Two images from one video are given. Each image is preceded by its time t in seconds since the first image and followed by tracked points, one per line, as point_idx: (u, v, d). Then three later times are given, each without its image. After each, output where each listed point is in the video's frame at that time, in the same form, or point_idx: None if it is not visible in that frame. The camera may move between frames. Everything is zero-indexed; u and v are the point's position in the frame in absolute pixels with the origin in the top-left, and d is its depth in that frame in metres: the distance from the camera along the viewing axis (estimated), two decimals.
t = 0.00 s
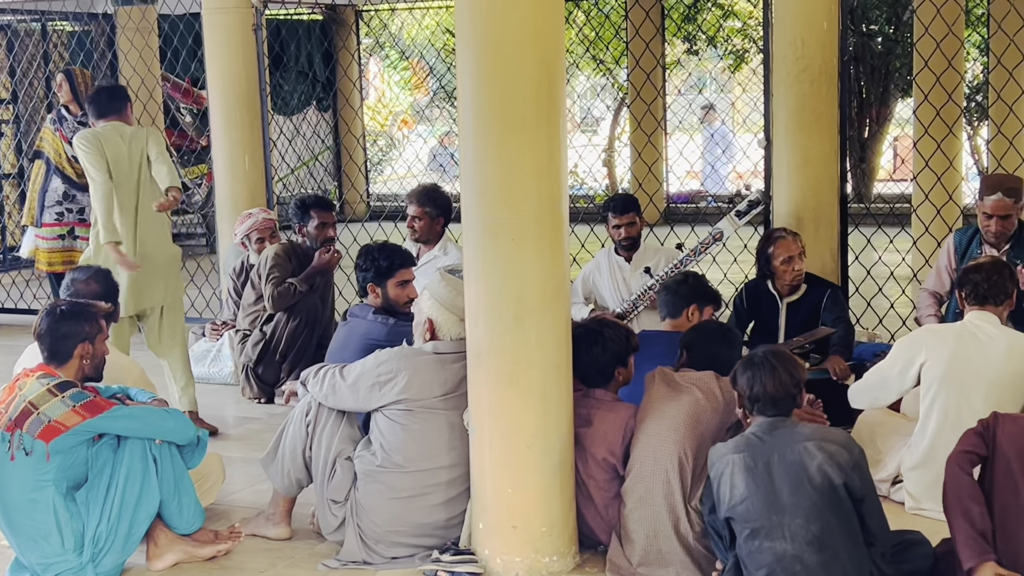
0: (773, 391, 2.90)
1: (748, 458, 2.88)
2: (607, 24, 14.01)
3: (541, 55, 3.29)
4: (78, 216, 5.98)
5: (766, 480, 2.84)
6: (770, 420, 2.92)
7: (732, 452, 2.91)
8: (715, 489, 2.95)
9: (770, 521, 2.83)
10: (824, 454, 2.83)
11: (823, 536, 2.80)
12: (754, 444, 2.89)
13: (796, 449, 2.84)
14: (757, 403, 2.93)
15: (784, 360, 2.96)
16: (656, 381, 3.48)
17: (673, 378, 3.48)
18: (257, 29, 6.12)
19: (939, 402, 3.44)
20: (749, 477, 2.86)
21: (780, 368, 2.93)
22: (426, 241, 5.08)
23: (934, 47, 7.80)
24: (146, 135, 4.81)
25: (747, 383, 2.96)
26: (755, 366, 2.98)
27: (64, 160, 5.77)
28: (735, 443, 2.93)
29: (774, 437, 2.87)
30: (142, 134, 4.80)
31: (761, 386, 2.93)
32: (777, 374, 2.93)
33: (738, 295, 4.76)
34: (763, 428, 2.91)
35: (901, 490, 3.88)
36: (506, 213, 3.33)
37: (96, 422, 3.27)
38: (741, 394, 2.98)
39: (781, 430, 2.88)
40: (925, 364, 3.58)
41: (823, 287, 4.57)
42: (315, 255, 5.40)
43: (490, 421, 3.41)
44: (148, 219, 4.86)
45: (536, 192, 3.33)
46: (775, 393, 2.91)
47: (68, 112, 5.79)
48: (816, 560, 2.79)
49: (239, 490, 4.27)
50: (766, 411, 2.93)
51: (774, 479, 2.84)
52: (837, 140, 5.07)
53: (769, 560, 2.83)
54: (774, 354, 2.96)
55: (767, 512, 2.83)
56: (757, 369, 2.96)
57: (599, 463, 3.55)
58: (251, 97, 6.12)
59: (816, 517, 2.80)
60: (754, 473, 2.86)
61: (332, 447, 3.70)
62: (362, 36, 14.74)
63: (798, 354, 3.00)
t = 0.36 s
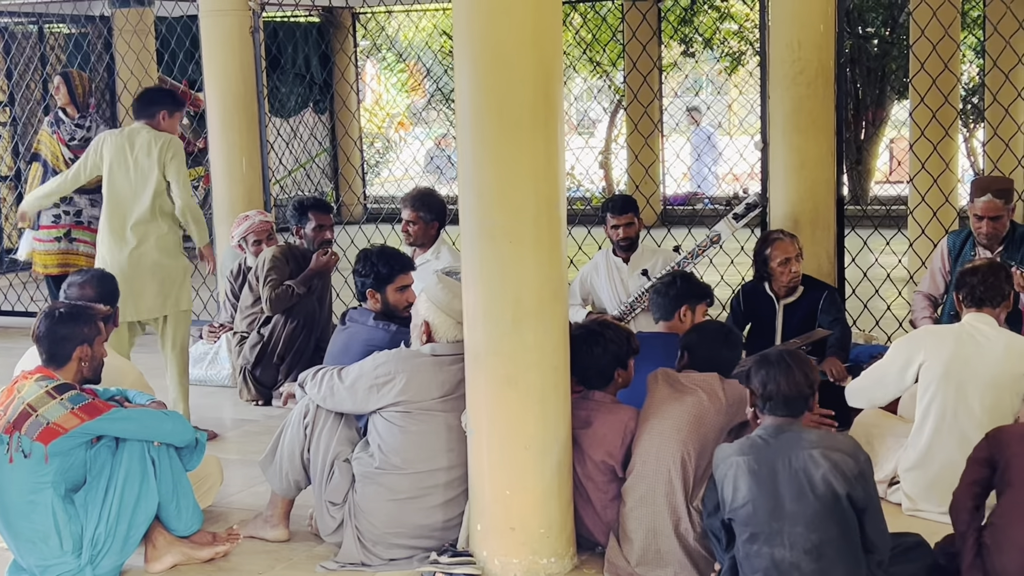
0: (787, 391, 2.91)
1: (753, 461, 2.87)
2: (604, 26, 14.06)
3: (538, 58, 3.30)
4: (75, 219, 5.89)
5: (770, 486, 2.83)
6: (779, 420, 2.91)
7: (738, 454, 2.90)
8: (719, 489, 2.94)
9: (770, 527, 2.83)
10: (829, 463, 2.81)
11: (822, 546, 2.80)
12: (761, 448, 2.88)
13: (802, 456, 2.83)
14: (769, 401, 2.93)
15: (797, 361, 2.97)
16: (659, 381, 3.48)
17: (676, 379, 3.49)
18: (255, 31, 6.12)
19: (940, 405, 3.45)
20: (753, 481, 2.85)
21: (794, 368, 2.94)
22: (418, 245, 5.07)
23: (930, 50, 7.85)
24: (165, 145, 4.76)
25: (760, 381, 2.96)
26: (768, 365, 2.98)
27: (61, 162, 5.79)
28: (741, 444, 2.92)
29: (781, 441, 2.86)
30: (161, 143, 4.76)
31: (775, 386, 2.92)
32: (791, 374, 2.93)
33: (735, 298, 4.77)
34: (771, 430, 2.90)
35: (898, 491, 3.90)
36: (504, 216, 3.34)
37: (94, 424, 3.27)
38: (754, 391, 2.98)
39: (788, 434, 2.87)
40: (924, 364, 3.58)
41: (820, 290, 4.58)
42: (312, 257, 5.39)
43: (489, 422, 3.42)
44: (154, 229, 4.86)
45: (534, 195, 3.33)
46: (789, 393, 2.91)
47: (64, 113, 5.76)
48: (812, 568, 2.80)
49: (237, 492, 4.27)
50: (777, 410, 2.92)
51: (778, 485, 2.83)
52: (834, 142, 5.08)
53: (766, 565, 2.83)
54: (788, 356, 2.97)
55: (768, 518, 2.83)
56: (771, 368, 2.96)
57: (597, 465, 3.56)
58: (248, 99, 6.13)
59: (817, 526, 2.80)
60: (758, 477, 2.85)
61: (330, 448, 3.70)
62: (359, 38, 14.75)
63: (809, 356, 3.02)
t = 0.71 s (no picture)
0: (820, 400, 2.85)
1: (784, 468, 2.82)
2: (601, 30, 14.11)
3: (535, 61, 3.31)
4: (72, 222, 5.95)
5: (792, 499, 2.81)
6: (807, 432, 2.84)
7: (771, 455, 2.84)
8: (739, 475, 2.92)
9: (781, 539, 2.84)
10: (858, 491, 2.76)
11: (832, 566, 2.79)
12: (793, 457, 2.82)
13: (833, 476, 2.77)
14: (802, 405, 2.89)
15: (840, 366, 2.86)
16: (664, 378, 3.46)
17: (682, 376, 3.46)
18: (252, 34, 6.12)
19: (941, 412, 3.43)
20: (777, 488, 2.82)
21: (833, 377, 2.85)
22: (414, 248, 5.06)
23: (926, 53, 7.89)
24: (143, 152, 4.65)
25: (798, 384, 2.89)
26: (810, 368, 2.89)
27: (59, 166, 5.81)
28: (774, 444, 2.86)
29: (813, 456, 2.80)
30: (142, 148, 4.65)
31: (810, 392, 2.86)
32: (828, 383, 2.85)
33: (731, 301, 4.77)
34: (804, 438, 2.83)
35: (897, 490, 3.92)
36: (501, 218, 3.35)
37: (92, 428, 3.28)
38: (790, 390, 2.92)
39: (823, 448, 2.81)
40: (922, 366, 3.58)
41: (817, 292, 4.59)
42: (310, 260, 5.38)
43: (487, 426, 3.43)
44: (139, 237, 4.77)
45: (531, 197, 3.34)
46: (823, 403, 2.85)
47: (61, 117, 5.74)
48: None
49: (234, 495, 4.27)
50: (808, 416, 2.88)
51: (801, 499, 2.80)
52: (831, 145, 5.08)
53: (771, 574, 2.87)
54: (831, 360, 2.86)
55: (782, 528, 2.83)
56: (810, 372, 2.88)
57: (595, 467, 3.57)
58: (245, 103, 6.13)
59: (829, 548, 2.78)
60: (783, 487, 2.81)
61: (327, 451, 3.70)
62: (356, 41, 14.79)
63: (855, 356, 2.89)
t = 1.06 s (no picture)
0: (811, 405, 2.88)
1: (776, 464, 2.90)
2: (597, 33, 14.15)
3: (531, 64, 3.32)
4: (69, 225, 5.95)
5: (783, 494, 2.87)
6: (802, 433, 2.91)
7: (765, 452, 2.93)
8: (734, 475, 3.00)
9: (773, 532, 2.89)
10: (850, 487, 2.81)
11: (826, 559, 2.84)
12: (785, 454, 2.89)
13: (824, 473, 2.83)
14: (793, 412, 2.92)
15: (829, 372, 2.92)
16: (663, 381, 3.48)
17: (681, 378, 3.48)
18: (249, 37, 6.12)
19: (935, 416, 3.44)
20: (769, 484, 2.89)
21: (823, 382, 2.89)
22: (410, 251, 5.05)
23: (921, 56, 7.86)
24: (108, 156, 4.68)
25: (789, 390, 2.93)
26: (799, 374, 2.94)
27: (54, 169, 5.81)
28: (769, 443, 2.94)
29: (806, 453, 2.86)
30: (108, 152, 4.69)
31: (801, 398, 2.90)
32: (818, 389, 2.89)
33: (727, 304, 4.77)
34: (800, 438, 2.91)
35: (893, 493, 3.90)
36: (496, 221, 3.35)
37: (89, 430, 3.28)
38: (780, 396, 2.96)
39: (816, 447, 2.87)
40: (918, 369, 3.58)
41: (812, 295, 4.59)
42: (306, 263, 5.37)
43: (482, 429, 3.43)
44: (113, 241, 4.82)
45: (526, 200, 3.35)
46: (814, 408, 2.89)
47: (58, 120, 5.73)
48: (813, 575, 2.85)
49: (230, 498, 4.27)
50: (800, 422, 2.92)
51: (792, 495, 2.86)
52: (826, 148, 5.08)
53: (766, 570, 2.91)
54: (819, 366, 2.92)
55: (775, 523, 2.89)
56: (799, 379, 2.92)
57: (591, 470, 3.58)
58: (242, 106, 6.13)
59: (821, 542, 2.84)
60: (774, 483, 2.88)
61: (324, 455, 3.71)
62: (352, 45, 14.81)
63: (844, 362, 2.95)
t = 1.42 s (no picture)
0: (801, 396, 2.94)
1: (768, 454, 2.94)
2: (592, 36, 14.16)
3: (527, 68, 3.34)
4: (63, 228, 5.82)
5: (774, 481, 2.92)
6: (793, 423, 2.97)
7: (758, 443, 2.97)
8: (729, 468, 3.04)
9: (763, 518, 2.95)
10: (840, 473, 2.87)
11: (811, 543, 2.89)
12: (778, 442, 2.95)
13: (815, 460, 2.89)
14: (783, 402, 2.98)
15: (821, 365, 2.98)
16: (661, 384, 3.50)
17: (678, 383, 3.50)
18: (244, 41, 6.13)
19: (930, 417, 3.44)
20: (760, 472, 2.94)
21: (814, 375, 2.95)
22: (404, 253, 5.03)
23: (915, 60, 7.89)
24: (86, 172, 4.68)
25: (778, 380, 3.00)
26: (791, 367, 2.99)
27: (49, 172, 5.83)
28: (762, 434, 2.99)
29: (799, 442, 2.91)
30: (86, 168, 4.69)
31: (790, 389, 2.96)
32: (808, 380, 2.95)
33: (723, 306, 4.77)
34: (790, 429, 2.96)
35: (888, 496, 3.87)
36: (492, 224, 3.37)
37: (85, 433, 3.27)
38: (771, 388, 3.03)
39: (808, 437, 2.93)
40: (912, 371, 3.57)
41: (808, 298, 4.58)
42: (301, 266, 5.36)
43: (479, 432, 3.44)
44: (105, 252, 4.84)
45: (522, 202, 3.37)
46: (803, 398, 2.95)
47: (53, 124, 5.83)
48: (800, 563, 2.91)
49: (225, 501, 4.26)
50: (789, 413, 2.98)
51: (781, 481, 2.92)
52: (821, 150, 5.08)
53: (756, 555, 2.97)
54: (811, 360, 2.97)
55: (765, 509, 2.94)
56: (791, 371, 2.98)
57: (587, 473, 3.59)
58: (237, 109, 6.12)
59: (807, 523, 2.89)
60: (765, 470, 2.94)
61: (319, 457, 3.70)
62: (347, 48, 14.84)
63: (834, 361, 3.00)
